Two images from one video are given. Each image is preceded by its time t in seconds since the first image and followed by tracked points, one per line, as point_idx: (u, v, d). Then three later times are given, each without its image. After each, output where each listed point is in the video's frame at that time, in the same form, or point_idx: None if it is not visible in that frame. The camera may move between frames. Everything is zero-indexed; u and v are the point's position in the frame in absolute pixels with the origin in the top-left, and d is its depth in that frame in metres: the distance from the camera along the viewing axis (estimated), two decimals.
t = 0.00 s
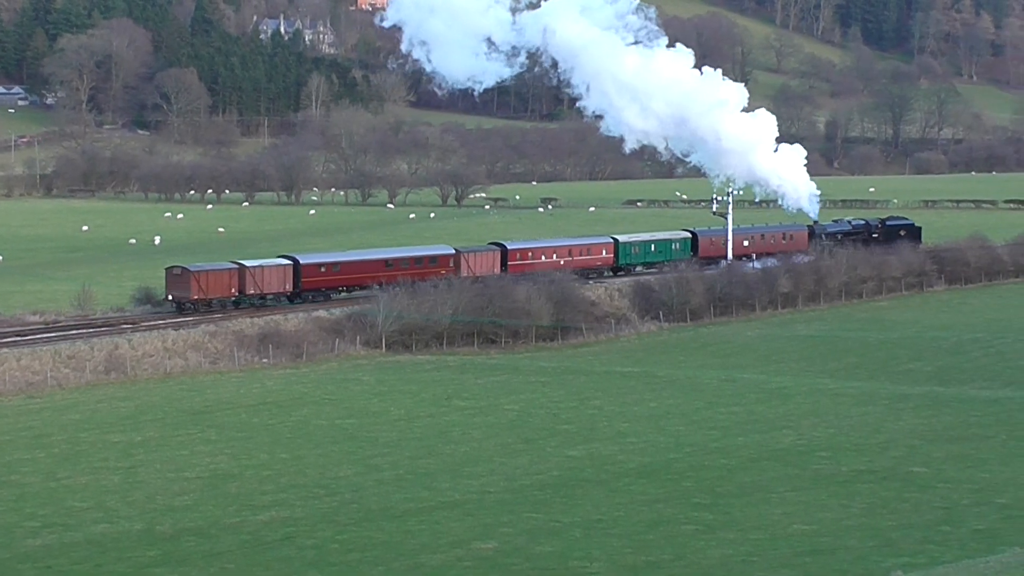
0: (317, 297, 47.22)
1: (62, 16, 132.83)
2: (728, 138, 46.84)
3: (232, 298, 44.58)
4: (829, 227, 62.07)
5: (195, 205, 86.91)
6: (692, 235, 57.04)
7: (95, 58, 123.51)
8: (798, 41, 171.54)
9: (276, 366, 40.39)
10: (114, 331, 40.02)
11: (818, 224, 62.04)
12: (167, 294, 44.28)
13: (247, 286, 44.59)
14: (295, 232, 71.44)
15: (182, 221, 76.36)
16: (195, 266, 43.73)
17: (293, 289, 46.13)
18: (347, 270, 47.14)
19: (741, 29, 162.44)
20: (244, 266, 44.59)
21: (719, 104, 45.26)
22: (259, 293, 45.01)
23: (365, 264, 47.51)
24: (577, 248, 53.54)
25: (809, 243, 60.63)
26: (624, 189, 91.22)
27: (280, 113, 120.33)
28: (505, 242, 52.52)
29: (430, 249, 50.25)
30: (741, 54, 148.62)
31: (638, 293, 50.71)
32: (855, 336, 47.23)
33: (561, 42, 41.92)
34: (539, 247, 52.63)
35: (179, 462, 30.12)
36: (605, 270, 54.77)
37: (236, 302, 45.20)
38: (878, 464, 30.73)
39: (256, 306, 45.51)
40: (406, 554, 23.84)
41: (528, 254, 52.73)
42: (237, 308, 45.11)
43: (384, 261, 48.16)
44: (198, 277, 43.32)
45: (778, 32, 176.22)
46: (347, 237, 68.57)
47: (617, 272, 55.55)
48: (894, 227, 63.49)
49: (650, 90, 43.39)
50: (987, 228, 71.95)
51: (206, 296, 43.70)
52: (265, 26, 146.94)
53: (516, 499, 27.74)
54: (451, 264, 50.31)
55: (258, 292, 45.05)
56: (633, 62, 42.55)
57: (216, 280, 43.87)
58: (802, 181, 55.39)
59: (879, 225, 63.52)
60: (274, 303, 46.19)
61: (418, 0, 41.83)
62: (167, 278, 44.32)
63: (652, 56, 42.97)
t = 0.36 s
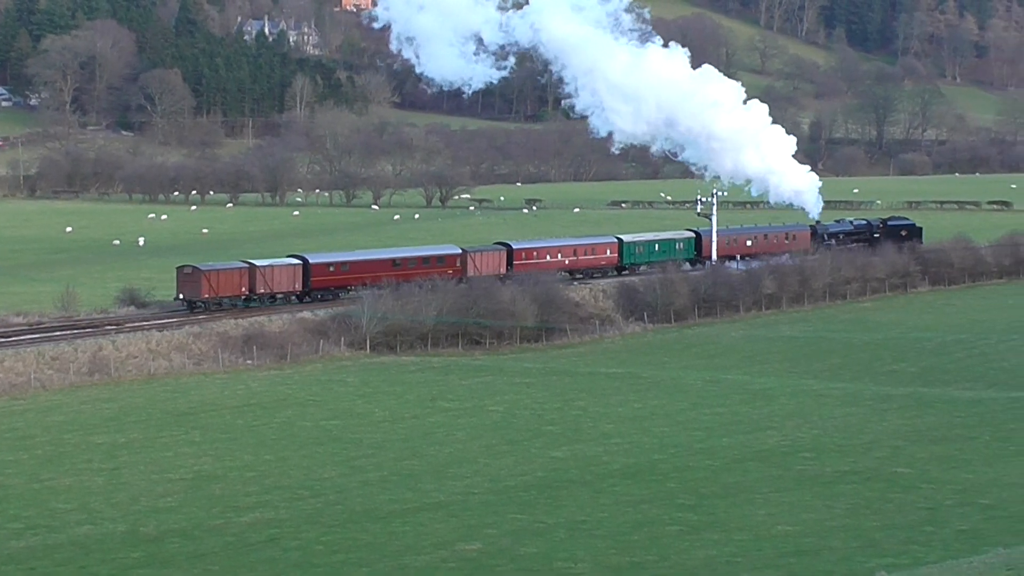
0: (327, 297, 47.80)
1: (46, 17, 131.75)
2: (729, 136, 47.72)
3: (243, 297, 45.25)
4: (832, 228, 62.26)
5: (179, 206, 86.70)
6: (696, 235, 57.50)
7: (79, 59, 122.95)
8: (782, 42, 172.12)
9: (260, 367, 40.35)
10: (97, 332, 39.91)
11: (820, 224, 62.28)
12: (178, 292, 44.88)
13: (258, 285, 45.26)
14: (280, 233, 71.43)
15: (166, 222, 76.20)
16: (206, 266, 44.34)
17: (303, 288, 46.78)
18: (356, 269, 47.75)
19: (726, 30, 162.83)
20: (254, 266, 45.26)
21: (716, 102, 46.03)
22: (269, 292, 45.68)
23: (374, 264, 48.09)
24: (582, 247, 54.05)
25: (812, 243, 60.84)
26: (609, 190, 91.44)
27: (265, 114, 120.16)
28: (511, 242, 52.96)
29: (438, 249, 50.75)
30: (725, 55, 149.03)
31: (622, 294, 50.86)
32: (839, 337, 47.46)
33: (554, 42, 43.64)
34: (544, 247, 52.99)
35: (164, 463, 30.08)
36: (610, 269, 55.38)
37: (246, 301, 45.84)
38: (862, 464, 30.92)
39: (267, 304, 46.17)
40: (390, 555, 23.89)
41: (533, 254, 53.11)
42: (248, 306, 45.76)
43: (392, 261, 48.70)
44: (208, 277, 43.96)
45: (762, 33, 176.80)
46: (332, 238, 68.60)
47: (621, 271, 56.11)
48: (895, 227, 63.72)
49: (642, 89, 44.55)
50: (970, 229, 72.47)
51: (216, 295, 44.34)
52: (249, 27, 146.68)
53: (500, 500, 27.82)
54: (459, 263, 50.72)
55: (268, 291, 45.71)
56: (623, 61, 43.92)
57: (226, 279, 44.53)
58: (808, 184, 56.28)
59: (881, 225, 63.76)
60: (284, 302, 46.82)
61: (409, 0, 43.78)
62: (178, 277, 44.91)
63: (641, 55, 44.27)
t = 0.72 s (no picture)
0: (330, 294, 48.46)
1: (25, 16, 129.22)
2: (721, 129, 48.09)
3: (248, 294, 45.86)
4: (828, 226, 62.99)
5: (159, 205, 86.31)
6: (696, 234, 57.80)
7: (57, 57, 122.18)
8: (762, 41, 172.70)
9: (240, 367, 40.30)
10: (76, 331, 39.80)
11: (817, 223, 63.01)
12: (184, 289, 45.40)
13: (263, 282, 45.88)
14: (259, 233, 71.24)
15: (145, 221, 75.84)
16: (213, 264, 44.90)
17: (307, 286, 47.46)
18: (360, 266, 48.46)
19: (706, 29, 163.32)
20: (260, 263, 45.88)
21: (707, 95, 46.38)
22: (274, 289, 46.33)
23: (377, 261, 48.77)
24: (582, 245, 54.70)
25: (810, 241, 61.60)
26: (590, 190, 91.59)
27: (244, 113, 119.77)
28: (512, 240, 53.56)
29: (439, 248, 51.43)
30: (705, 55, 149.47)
31: (602, 293, 51.04)
32: (818, 336, 47.73)
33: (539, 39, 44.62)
34: (545, 245, 53.52)
35: (143, 463, 30.02)
36: (609, 267, 56.06)
37: (251, 298, 46.45)
38: (841, 463, 31.14)
39: (272, 301, 46.79)
40: (370, 555, 23.93)
41: (535, 252, 53.63)
42: (253, 303, 46.36)
43: (395, 258, 49.33)
44: (215, 274, 44.49)
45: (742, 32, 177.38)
46: (312, 237, 68.50)
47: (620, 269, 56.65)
48: (892, 225, 64.64)
49: (629, 85, 45.00)
50: (948, 229, 72.92)
51: (223, 292, 44.91)
52: (229, 27, 146.31)
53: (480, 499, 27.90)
54: (461, 261, 51.40)
55: (273, 288, 46.35)
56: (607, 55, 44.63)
57: (232, 276, 45.12)
58: (803, 175, 56.51)
59: (877, 224, 64.71)
60: (288, 299, 47.48)
61: None
62: (184, 274, 45.44)
63: (626, 51, 44.84)
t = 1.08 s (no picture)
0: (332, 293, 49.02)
1: None
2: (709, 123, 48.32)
3: (251, 293, 46.29)
4: (824, 224, 63.38)
5: (136, 205, 85.95)
6: (692, 232, 58.37)
7: (34, 57, 121.33)
8: (740, 40, 173.24)
9: (218, 367, 40.23)
10: (53, 332, 39.65)
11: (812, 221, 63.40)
12: (188, 288, 45.87)
13: (266, 280, 46.31)
14: (238, 233, 71.03)
15: (123, 221, 75.48)
16: (217, 262, 45.37)
17: (310, 284, 47.92)
18: (362, 264, 49.05)
19: (685, 28, 163.85)
20: (263, 262, 46.33)
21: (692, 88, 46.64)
22: (277, 287, 46.77)
23: (379, 259, 49.32)
24: (580, 244, 55.31)
25: (804, 240, 62.11)
26: (568, 189, 91.79)
27: (222, 113, 119.35)
28: (511, 238, 53.86)
29: (439, 246, 52.00)
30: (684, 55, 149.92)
31: (580, 293, 51.18)
32: (795, 335, 48.07)
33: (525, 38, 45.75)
34: (544, 242, 53.83)
35: (120, 463, 29.96)
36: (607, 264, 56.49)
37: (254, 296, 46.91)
38: (819, 462, 31.39)
39: (275, 300, 47.23)
40: (348, 554, 24.00)
41: (533, 250, 53.94)
42: (256, 302, 46.80)
43: (396, 256, 49.86)
44: (219, 272, 44.99)
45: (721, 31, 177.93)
46: (290, 237, 68.44)
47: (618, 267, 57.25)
48: (885, 224, 65.29)
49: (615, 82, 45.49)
50: (924, 228, 73.42)
51: (227, 290, 45.38)
52: (206, 26, 145.71)
53: (458, 499, 27.98)
54: (461, 260, 52.08)
55: (276, 286, 46.79)
56: (589, 52, 45.36)
57: (236, 274, 45.58)
58: (795, 172, 56.75)
59: (871, 222, 65.32)
60: (292, 297, 47.93)
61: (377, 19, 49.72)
62: (188, 273, 45.92)
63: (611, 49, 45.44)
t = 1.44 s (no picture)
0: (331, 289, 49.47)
1: None
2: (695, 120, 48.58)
3: (253, 289, 46.93)
4: (817, 220, 63.84)
5: (111, 204, 85.51)
6: (688, 228, 58.92)
7: (8, 54, 120.37)
8: (717, 38, 173.81)
9: (193, 366, 40.16)
10: (28, 330, 39.49)
11: (805, 218, 63.89)
12: (190, 285, 46.45)
13: (268, 277, 46.95)
14: (213, 231, 70.75)
15: (98, 219, 75.06)
16: (218, 259, 45.99)
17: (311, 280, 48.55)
18: (362, 260, 49.59)
19: (662, 27, 164.30)
20: (264, 258, 46.99)
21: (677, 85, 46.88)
22: (279, 283, 47.38)
23: (378, 256, 49.88)
24: (576, 240, 55.77)
25: (797, 237, 62.67)
26: (545, 188, 91.87)
27: (197, 111, 118.79)
28: (508, 235, 54.03)
29: (436, 242, 52.38)
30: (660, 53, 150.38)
31: (557, 291, 51.30)
32: (770, 333, 48.37)
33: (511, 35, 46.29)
34: (542, 239, 54.14)
35: (95, 462, 29.88)
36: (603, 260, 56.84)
37: (255, 292, 47.52)
38: (795, 459, 31.64)
39: (275, 296, 47.84)
40: (324, 553, 24.03)
41: (531, 246, 54.16)
42: (257, 298, 47.45)
43: (395, 253, 50.47)
44: (221, 269, 45.62)
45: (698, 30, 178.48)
46: (266, 235, 68.29)
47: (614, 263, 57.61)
48: (878, 221, 65.60)
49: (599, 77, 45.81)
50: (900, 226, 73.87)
51: (229, 286, 46.03)
52: (181, 24, 145.08)
53: (434, 497, 28.04)
54: (458, 256, 52.34)
55: (277, 282, 47.42)
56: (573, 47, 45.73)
57: (237, 271, 46.22)
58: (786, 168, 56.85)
59: (864, 219, 65.65)
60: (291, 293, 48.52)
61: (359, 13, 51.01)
62: (190, 269, 46.48)
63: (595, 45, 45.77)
